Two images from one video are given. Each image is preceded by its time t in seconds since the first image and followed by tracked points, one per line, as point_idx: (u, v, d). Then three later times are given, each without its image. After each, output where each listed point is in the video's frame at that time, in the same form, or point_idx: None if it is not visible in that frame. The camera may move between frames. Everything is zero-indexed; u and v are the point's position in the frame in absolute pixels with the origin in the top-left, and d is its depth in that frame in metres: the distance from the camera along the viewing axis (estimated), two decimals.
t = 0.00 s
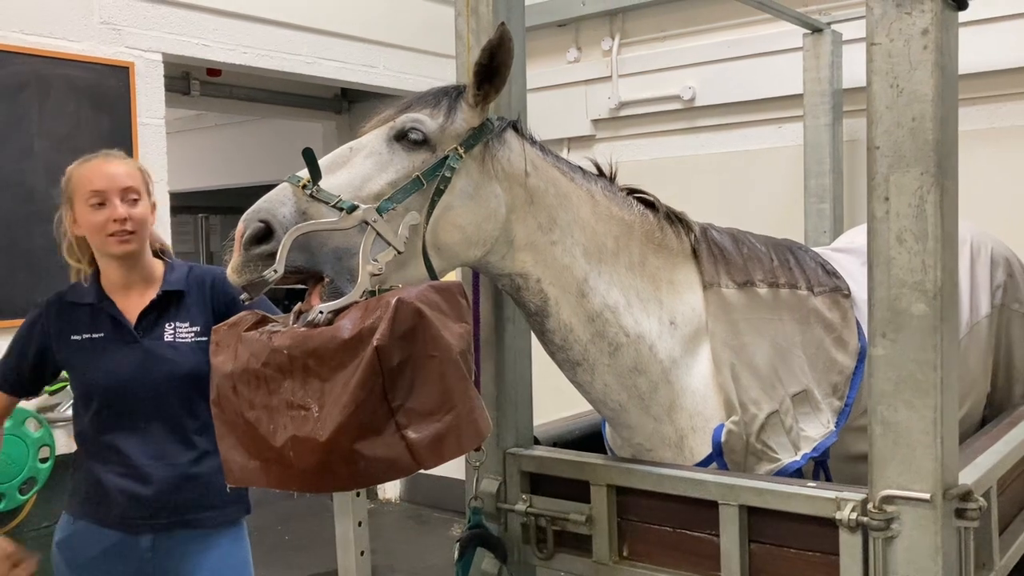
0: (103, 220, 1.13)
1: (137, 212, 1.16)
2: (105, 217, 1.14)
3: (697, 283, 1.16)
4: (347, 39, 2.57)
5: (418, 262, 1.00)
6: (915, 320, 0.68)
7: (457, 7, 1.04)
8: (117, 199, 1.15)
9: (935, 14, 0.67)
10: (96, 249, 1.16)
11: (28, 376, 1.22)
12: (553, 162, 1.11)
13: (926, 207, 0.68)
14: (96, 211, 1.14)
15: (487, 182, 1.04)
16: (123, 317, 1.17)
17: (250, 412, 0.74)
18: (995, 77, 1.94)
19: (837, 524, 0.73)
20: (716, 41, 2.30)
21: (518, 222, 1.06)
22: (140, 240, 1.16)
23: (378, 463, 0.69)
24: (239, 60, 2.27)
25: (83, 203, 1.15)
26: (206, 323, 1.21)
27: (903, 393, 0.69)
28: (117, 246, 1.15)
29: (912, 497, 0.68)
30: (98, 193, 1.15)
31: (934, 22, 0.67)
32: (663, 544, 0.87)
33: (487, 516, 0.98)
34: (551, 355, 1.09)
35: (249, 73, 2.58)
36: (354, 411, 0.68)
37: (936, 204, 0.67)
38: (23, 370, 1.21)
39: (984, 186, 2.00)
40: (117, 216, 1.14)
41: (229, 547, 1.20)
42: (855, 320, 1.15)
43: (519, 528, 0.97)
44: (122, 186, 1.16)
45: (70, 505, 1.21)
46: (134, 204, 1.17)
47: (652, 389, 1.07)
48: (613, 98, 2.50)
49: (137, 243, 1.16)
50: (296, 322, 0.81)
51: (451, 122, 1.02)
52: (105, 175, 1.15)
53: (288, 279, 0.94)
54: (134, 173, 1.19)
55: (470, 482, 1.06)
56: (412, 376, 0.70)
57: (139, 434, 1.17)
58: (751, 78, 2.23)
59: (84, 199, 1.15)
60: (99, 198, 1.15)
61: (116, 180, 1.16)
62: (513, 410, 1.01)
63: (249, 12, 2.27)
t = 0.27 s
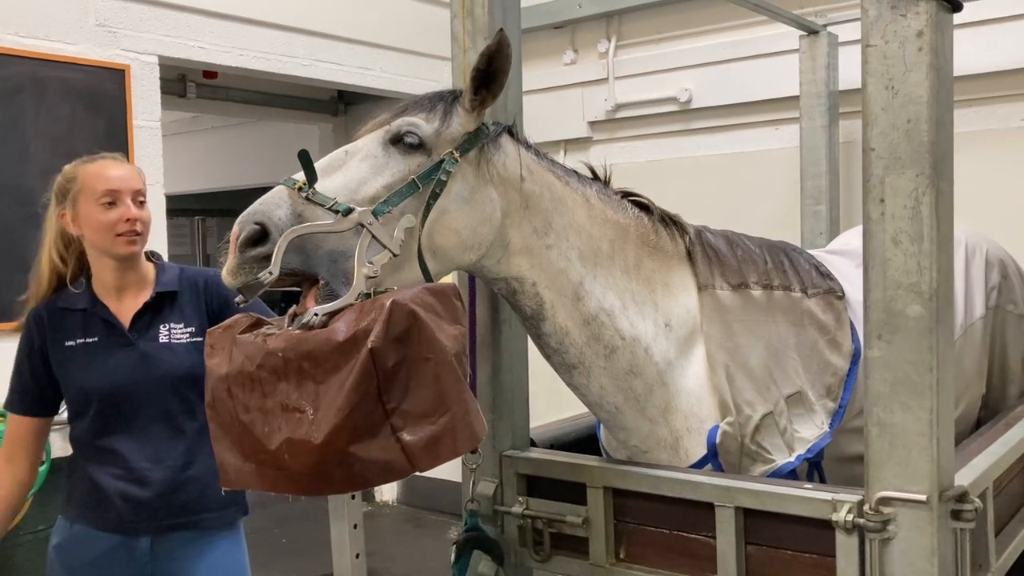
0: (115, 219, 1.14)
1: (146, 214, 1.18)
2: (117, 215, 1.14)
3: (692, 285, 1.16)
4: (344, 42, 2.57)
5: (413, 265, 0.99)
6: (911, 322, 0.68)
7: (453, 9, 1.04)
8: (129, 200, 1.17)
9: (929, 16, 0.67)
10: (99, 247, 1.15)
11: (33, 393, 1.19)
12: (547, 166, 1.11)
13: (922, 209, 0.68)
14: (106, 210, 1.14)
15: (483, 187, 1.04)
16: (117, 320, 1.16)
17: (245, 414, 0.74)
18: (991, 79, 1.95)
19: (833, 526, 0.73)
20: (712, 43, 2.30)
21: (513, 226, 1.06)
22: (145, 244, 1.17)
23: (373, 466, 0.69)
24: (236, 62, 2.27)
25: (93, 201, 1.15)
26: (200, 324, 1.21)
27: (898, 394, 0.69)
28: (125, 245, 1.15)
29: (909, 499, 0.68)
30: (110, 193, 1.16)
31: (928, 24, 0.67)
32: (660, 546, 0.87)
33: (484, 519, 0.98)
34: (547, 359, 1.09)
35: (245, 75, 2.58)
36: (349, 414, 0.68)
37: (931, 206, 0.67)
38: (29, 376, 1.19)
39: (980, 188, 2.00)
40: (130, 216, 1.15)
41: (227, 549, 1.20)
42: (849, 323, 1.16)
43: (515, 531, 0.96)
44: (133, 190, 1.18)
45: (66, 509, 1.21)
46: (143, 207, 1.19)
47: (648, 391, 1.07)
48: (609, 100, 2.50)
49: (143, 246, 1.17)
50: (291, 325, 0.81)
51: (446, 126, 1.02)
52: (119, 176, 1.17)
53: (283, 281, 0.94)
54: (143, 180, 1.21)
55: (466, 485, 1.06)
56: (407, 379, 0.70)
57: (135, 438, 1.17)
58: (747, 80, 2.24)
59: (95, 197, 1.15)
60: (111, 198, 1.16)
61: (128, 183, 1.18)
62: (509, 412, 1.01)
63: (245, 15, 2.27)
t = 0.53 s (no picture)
0: (118, 219, 1.14)
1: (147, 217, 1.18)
2: (121, 216, 1.14)
3: (687, 287, 1.16)
4: (341, 44, 2.57)
5: (411, 267, 0.99)
6: (908, 324, 0.68)
7: (450, 12, 1.04)
8: (131, 202, 1.17)
9: (926, 18, 0.67)
10: (100, 248, 1.15)
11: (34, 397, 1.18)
12: (542, 170, 1.11)
13: (919, 210, 0.68)
14: (110, 211, 1.14)
15: (479, 189, 1.04)
16: (113, 322, 1.16)
17: (243, 416, 0.74)
18: (988, 81, 1.95)
19: (831, 527, 0.73)
20: (709, 45, 2.31)
21: (508, 229, 1.06)
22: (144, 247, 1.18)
23: (371, 467, 0.69)
24: (233, 64, 2.27)
25: (95, 201, 1.14)
26: (196, 326, 1.21)
27: (896, 396, 0.69)
28: (127, 246, 1.15)
29: (907, 500, 0.68)
30: (112, 194, 1.16)
31: (925, 26, 0.67)
32: (658, 548, 0.87)
33: (482, 521, 0.98)
34: (543, 361, 1.09)
35: (242, 78, 2.58)
36: (347, 416, 0.68)
37: (928, 208, 0.68)
38: (27, 376, 1.18)
39: (977, 189, 2.00)
40: (134, 218, 1.15)
41: (223, 551, 1.21)
42: (844, 324, 1.15)
43: (513, 533, 0.96)
44: (134, 192, 1.18)
45: (61, 512, 1.20)
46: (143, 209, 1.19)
47: (644, 392, 1.08)
48: (607, 102, 2.50)
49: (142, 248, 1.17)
50: (289, 327, 0.81)
51: (442, 129, 1.02)
52: (123, 177, 1.17)
53: (281, 284, 0.93)
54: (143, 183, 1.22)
55: (464, 487, 1.06)
56: (405, 380, 0.70)
57: (131, 441, 1.16)
58: (744, 82, 2.24)
59: (98, 198, 1.14)
60: (114, 199, 1.16)
61: (130, 185, 1.18)
62: (507, 414, 1.01)
63: (243, 17, 2.27)
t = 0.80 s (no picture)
0: (125, 220, 1.14)
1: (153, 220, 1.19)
2: (128, 217, 1.15)
3: (685, 289, 1.17)
4: (340, 46, 2.58)
5: (411, 269, 0.99)
6: (906, 325, 0.69)
7: (449, 14, 1.04)
8: (137, 205, 1.18)
9: (924, 20, 0.67)
10: (104, 247, 1.15)
11: (31, 398, 1.18)
12: (541, 173, 1.11)
13: (917, 211, 0.68)
14: (117, 212, 1.15)
15: (478, 192, 1.04)
16: (111, 325, 1.16)
17: (244, 418, 0.74)
18: (985, 82, 1.96)
19: (830, 529, 0.73)
20: (707, 47, 2.31)
21: (507, 231, 1.06)
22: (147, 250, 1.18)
23: (372, 470, 0.69)
24: (231, 67, 2.27)
25: (103, 201, 1.15)
26: (195, 329, 1.21)
27: (894, 396, 0.69)
28: (132, 247, 1.15)
29: (906, 501, 0.68)
30: (120, 195, 1.16)
31: (922, 28, 0.67)
32: (657, 550, 0.87)
33: (481, 523, 0.98)
34: (542, 363, 1.10)
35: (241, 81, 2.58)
36: (348, 418, 0.68)
37: (926, 209, 0.68)
38: (23, 379, 1.18)
39: (975, 190, 2.01)
40: (140, 220, 1.16)
41: (220, 554, 1.21)
42: (842, 326, 1.15)
43: (512, 534, 0.96)
44: (141, 195, 1.19)
45: (56, 516, 1.20)
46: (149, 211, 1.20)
47: (643, 394, 1.08)
48: (605, 104, 2.51)
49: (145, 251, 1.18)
50: (290, 329, 0.81)
51: (442, 132, 1.02)
52: (131, 179, 1.18)
53: (282, 287, 0.93)
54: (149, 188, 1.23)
55: (462, 489, 1.06)
56: (406, 382, 0.70)
57: (129, 444, 1.16)
58: (742, 84, 2.25)
59: (106, 198, 1.15)
60: (121, 200, 1.16)
61: (138, 188, 1.19)
62: (506, 416, 1.01)
63: (241, 20, 2.27)
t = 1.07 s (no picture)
0: (127, 221, 1.15)
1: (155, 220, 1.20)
2: (131, 216, 1.15)
3: (685, 290, 1.17)
4: (339, 48, 2.58)
5: (411, 271, 0.99)
6: (905, 326, 0.69)
7: (448, 16, 1.04)
8: (140, 205, 1.18)
9: (922, 22, 0.67)
10: (107, 248, 1.15)
11: (28, 399, 1.18)
12: (541, 175, 1.11)
13: (915, 212, 0.68)
14: (119, 212, 1.15)
15: (478, 194, 1.04)
16: (109, 326, 1.16)
17: (243, 421, 0.74)
18: (985, 84, 1.96)
19: (830, 530, 0.73)
20: (706, 48, 2.31)
21: (507, 234, 1.06)
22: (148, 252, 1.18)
23: (372, 472, 0.69)
24: (231, 69, 2.27)
25: (106, 202, 1.15)
26: (193, 333, 1.21)
27: (894, 398, 0.69)
28: (134, 248, 1.16)
29: (905, 502, 0.68)
30: (123, 195, 1.16)
31: (921, 29, 0.67)
32: (657, 552, 0.87)
33: (480, 525, 0.98)
34: (542, 364, 1.10)
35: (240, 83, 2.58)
36: (348, 420, 0.68)
37: (925, 211, 0.68)
38: (18, 381, 1.18)
39: (975, 192, 2.00)
40: (143, 221, 1.16)
41: (216, 559, 1.20)
42: (841, 327, 1.15)
43: (512, 536, 0.96)
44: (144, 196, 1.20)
45: (53, 520, 1.19)
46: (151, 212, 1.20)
47: (643, 396, 1.08)
48: (604, 106, 2.51)
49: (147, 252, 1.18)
50: (289, 331, 0.81)
51: (443, 134, 1.03)
52: (133, 179, 1.18)
53: (282, 288, 0.93)
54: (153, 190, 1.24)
55: (462, 491, 1.06)
56: (405, 385, 0.70)
57: (126, 446, 1.16)
58: (741, 85, 2.25)
59: (108, 198, 1.15)
60: (123, 201, 1.17)
61: (141, 189, 1.19)
62: (505, 418, 1.01)
63: (241, 22, 2.27)
